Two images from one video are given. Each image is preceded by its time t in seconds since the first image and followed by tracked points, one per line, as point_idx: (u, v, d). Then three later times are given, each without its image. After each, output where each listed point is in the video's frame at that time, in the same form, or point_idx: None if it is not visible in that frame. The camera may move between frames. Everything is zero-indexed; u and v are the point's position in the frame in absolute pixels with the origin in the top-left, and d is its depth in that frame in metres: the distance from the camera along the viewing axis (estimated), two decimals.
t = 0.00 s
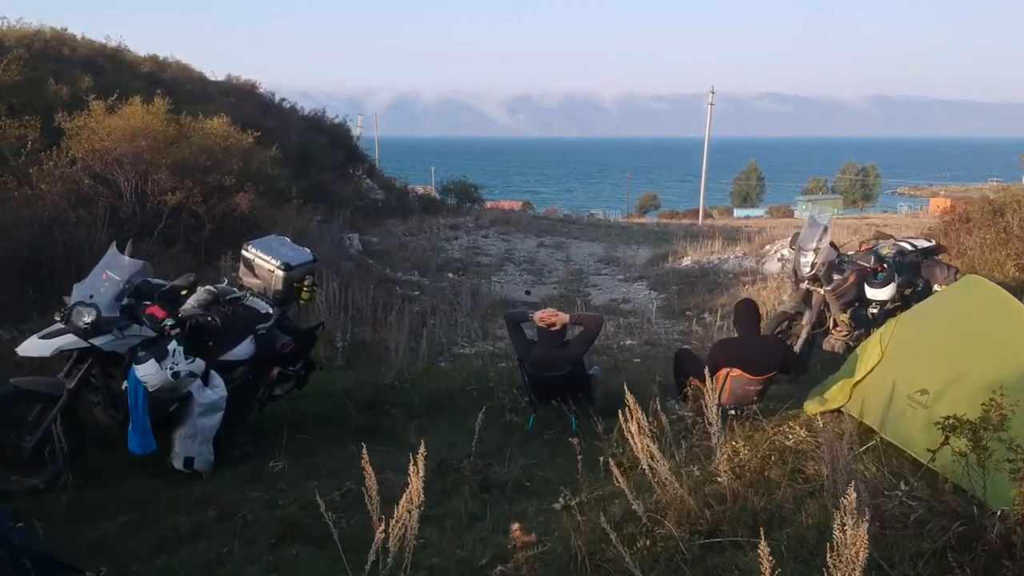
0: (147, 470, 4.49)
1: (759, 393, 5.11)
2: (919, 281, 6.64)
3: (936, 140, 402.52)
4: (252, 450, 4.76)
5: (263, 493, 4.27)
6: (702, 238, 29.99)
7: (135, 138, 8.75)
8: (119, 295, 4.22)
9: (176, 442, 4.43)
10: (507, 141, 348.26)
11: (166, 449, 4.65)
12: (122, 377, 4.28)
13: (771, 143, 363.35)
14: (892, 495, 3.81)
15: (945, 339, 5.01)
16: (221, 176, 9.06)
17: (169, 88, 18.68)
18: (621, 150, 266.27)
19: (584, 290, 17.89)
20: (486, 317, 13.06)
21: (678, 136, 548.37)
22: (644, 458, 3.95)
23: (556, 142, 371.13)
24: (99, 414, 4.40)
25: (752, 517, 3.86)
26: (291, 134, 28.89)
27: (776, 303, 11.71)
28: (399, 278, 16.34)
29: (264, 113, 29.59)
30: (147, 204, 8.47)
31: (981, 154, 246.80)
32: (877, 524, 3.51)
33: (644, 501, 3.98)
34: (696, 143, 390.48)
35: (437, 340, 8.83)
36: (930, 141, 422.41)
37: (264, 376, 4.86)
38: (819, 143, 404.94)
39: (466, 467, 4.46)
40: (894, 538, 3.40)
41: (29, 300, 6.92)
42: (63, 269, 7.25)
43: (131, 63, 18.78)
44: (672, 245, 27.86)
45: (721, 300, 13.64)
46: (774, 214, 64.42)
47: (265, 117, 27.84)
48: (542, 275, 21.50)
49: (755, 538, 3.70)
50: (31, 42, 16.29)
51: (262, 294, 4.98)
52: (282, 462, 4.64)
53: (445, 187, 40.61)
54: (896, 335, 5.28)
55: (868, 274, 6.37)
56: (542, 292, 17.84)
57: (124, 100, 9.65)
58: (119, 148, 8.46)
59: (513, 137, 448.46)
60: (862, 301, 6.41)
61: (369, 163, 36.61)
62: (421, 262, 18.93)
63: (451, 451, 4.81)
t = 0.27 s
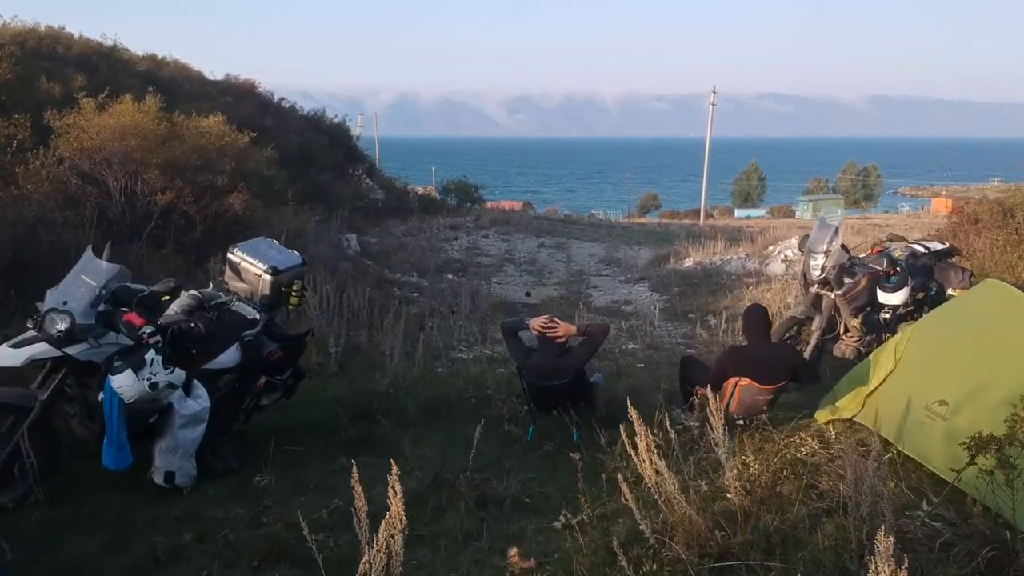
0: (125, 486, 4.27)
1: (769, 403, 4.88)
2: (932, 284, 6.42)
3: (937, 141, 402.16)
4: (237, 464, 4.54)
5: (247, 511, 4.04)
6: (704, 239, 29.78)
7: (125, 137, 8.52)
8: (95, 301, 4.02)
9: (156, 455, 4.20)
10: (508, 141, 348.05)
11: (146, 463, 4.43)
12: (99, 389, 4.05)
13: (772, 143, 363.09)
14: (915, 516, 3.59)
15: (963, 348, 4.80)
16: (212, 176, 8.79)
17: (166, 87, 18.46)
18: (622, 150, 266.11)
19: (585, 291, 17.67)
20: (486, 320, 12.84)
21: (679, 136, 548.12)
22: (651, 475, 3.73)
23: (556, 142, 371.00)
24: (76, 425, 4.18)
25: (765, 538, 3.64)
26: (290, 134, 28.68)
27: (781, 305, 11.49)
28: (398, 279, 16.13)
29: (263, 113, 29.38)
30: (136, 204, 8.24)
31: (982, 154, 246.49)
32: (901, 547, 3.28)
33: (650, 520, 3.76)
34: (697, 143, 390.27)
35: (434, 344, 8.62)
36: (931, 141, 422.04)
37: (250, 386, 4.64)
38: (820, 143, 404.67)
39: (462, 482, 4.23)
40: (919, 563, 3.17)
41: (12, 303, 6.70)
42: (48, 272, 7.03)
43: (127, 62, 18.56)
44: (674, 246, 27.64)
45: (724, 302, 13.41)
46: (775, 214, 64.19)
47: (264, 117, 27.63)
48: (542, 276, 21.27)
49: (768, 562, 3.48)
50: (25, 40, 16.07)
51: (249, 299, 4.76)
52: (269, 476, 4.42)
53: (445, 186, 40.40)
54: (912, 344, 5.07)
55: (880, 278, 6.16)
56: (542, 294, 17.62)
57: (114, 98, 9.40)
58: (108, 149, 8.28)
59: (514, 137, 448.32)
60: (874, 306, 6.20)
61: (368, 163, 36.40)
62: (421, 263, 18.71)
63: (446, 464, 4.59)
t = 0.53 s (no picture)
0: (106, 506, 4.06)
1: (782, 415, 4.66)
2: (948, 290, 6.20)
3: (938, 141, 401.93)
4: (224, 482, 4.33)
5: (233, 534, 3.83)
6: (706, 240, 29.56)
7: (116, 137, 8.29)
8: (71, 311, 3.79)
9: (138, 473, 3.99)
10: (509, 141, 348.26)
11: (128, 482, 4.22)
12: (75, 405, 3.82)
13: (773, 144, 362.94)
14: (943, 543, 3.39)
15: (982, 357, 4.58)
16: (206, 177, 8.49)
17: (163, 86, 18.25)
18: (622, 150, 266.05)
19: (586, 293, 17.44)
20: (486, 324, 12.62)
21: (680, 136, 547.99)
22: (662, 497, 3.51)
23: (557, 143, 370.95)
24: (53, 441, 3.97)
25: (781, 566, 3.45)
26: (289, 135, 28.45)
27: (787, 308, 11.27)
28: (397, 281, 15.93)
29: (262, 113, 29.16)
30: (127, 207, 8.02)
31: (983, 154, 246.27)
32: None
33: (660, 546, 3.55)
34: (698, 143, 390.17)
35: (433, 350, 8.40)
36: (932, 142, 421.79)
37: (238, 399, 4.41)
38: (820, 143, 404.55)
39: (460, 502, 4.01)
40: None
41: None
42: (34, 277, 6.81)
43: (123, 61, 18.35)
44: (675, 247, 27.42)
45: (728, 305, 13.20)
46: (776, 215, 63.97)
47: (262, 117, 27.41)
48: (543, 277, 21.07)
49: None
50: (19, 39, 15.86)
51: (237, 308, 4.54)
52: (257, 495, 4.21)
53: (445, 187, 40.19)
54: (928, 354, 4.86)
55: (895, 283, 5.99)
56: (544, 296, 17.40)
57: (105, 97, 9.17)
58: (98, 149, 8.00)
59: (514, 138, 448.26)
60: (889, 312, 6.01)
61: (368, 164, 36.18)
62: (420, 265, 18.49)
63: (444, 482, 4.37)
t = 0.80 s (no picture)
0: (79, 527, 3.87)
1: (789, 429, 4.46)
2: (959, 296, 6.00)
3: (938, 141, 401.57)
4: (204, 500, 4.13)
5: (211, 557, 3.64)
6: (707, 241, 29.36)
7: (103, 137, 8.06)
8: (40, 323, 3.62)
9: (111, 492, 3.78)
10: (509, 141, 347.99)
11: (102, 501, 4.03)
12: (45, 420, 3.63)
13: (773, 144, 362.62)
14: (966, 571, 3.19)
15: (991, 366, 4.38)
16: (194, 179, 8.43)
17: (158, 86, 18.05)
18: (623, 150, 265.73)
19: (586, 296, 17.23)
20: (483, 328, 12.40)
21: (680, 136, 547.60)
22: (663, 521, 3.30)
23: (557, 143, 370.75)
24: (22, 458, 3.78)
25: None
26: (287, 135, 28.23)
27: (790, 312, 11.05)
28: (395, 284, 15.73)
29: (260, 113, 28.94)
30: (115, 209, 7.81)
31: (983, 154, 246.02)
32: None
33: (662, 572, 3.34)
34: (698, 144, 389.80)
35: (428, 355, 8.20)
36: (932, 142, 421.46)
37: (220, 413, 4.21)
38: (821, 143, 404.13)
39: (451, 523, 3.81)
40: None
41: None
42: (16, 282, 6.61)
43: (118, 61, 18.14)
44: (676, 248, 27.21)
45: (730, 308, 12.99)
46: (776, 215, 63.79)
47: (260, 117, 27.19)
48: (543, 279, 20.87)
49: None
50: (12, 38, 15.65)
51: (219, 317, 4.34)
52: (238, 514, 4.02)
53: (445, 188, 40.01)
54: (941, 364, 4.64)
55: (905, 289, 5.77)
56: (543, 298, 17.18)
57: (93, 96, 8.95)
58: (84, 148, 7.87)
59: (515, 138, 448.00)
60: (899, 319, 5.80)
61: (367, 164, 36.00)
62: (418, 266, 18.28)
63: (434, 499, 4.17)
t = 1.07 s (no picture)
0: (48, 551, 3.68)
1: (795, 446, 4.26)
2: (969, 304, 5.82)
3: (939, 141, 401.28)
4: (181, 522, 3.94)
5: None
6: (708, 242, 29.15)
7: (89, 139, 7.85)
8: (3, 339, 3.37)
9: (81, 516, 3.58)
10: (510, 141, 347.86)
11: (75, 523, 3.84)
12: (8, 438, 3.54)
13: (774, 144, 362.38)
14: None
15: (1005, 378, 4.18)
16: (184, 181, 8.15)
17: (153, 86, 17.85)
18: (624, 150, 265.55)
19: (586, 298, 17.02)
20: (481, 332, 12.21)
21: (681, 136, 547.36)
22: (662, 553, 3.11)
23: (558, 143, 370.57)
24: None
25: None
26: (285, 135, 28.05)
27: (794, 316, 10.85)
28: (392, 286, 15.55)
29: (257, 114, 28.75)
30: (102, 213, 7.61)
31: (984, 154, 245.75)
32: None
33: None
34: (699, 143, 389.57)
35: (423, 363, 8.01)
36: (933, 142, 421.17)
37: (198, 430, 4.00)
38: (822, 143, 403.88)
39: (439, 549, 3.62)
40: None
41: None
42: None
43: (113, 61, 17.94)
44: (677, 249, 27.01)
45: (732, 312, 12.79)
46: (777, 215, 63.59)
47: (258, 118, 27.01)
48: (542, 281, 20.67)
49: None
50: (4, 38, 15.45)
51: (199, 329, 4.16)
52: (216, 537, 3.82)
53: (444, 188, 39.82)
54: (952, 377, 4.44)
55: (913, 298, 5.57)
56: (542, 301, 16.98)
57: (81, 97, 8.76)
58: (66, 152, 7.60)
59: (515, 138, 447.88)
60: (908, 329, 5.61)
61: (366, 164, 35.80)
62: (416, 268, 18.09)
63: (423, 521, 3.97)
